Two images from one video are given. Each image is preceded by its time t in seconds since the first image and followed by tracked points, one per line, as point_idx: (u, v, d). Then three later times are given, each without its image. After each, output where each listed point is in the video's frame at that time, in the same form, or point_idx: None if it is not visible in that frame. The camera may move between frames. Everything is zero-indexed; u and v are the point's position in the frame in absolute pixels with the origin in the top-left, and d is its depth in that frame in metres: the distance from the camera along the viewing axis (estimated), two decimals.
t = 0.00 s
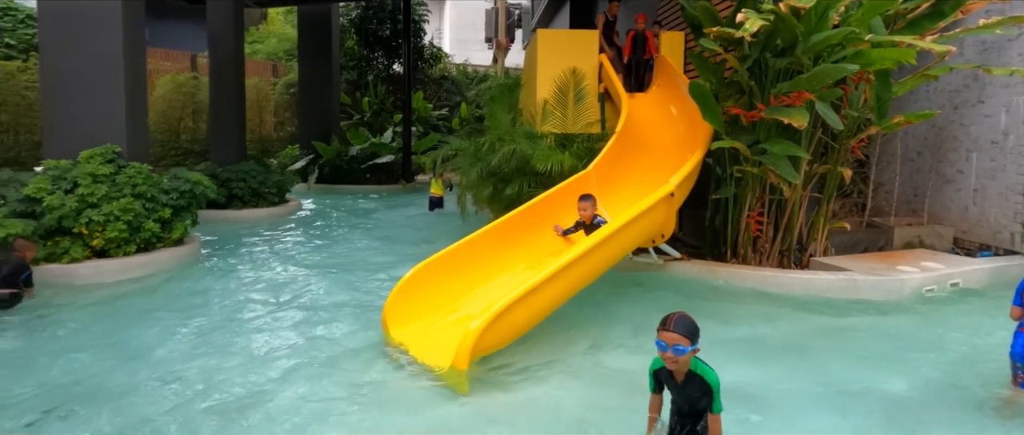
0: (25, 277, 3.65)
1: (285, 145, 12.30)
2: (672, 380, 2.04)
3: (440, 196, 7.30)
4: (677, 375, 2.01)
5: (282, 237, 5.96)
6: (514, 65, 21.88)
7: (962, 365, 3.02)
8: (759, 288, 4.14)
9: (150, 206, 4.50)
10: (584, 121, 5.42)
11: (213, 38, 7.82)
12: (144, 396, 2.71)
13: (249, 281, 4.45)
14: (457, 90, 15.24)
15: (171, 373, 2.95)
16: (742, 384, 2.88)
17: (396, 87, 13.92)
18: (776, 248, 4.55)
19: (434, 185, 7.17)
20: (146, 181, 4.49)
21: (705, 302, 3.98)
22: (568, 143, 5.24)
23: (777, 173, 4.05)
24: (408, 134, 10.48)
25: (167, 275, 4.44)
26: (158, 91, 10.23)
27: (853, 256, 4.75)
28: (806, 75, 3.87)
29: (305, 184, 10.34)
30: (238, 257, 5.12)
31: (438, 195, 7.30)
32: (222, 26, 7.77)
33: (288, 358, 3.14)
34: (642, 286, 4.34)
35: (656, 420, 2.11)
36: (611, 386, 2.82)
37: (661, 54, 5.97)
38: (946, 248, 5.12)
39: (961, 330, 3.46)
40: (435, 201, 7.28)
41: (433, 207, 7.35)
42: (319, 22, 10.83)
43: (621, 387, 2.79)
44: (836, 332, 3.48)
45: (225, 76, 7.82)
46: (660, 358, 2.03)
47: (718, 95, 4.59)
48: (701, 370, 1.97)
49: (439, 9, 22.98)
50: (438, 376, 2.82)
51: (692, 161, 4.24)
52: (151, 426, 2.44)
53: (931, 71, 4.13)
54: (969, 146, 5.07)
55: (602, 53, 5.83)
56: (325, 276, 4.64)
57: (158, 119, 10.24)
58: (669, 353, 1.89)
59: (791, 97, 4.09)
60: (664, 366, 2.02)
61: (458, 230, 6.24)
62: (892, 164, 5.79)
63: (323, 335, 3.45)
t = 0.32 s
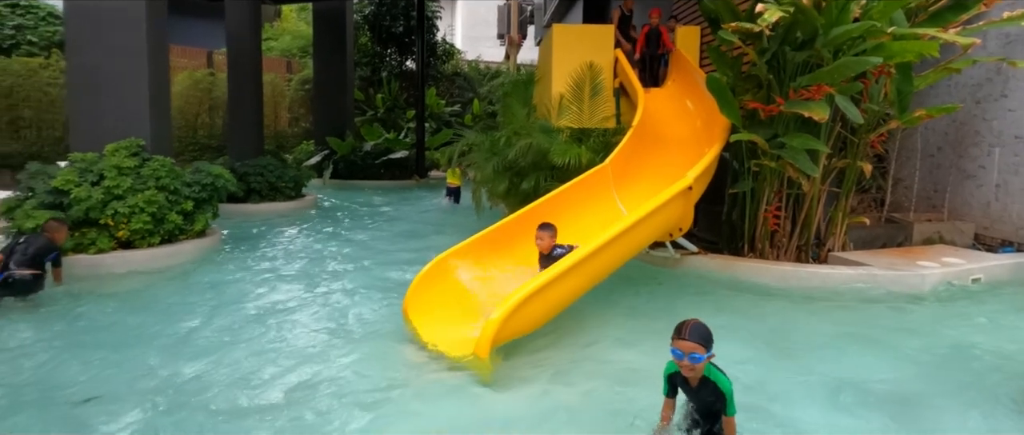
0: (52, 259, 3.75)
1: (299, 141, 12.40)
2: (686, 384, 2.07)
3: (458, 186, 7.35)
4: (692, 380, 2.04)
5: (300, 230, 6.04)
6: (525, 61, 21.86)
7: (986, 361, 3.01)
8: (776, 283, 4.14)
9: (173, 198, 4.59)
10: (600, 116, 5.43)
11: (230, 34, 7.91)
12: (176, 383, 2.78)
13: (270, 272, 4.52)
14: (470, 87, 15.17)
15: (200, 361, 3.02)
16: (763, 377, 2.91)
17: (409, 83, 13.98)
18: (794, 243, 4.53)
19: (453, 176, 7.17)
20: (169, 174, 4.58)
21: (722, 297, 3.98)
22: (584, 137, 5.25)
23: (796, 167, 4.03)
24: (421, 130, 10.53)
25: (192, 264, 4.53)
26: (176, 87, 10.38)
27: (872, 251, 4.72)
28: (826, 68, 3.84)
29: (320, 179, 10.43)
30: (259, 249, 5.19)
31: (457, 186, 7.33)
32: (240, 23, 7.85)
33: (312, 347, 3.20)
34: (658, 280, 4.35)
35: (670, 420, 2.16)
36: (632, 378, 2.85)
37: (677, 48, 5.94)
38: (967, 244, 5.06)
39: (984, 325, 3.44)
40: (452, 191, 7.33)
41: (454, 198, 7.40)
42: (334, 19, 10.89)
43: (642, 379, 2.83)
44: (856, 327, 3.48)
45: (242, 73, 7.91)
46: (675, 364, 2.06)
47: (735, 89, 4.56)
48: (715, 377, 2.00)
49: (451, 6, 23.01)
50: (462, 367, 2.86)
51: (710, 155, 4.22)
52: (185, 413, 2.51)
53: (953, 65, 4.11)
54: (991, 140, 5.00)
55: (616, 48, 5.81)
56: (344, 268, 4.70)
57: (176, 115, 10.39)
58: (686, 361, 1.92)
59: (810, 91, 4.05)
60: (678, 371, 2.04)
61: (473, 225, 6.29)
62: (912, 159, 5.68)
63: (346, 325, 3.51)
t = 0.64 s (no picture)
0: (73, 244, 3.78)
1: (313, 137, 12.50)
2: (696, 361, 2.11)
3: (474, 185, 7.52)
4: (703, 356, 2.08)
5: (316, 224, 6.10)
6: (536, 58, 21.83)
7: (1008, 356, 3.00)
8: (793, 277, 4.14)
9: (194, 191, 4.68)
10: (616, 111, 5.44)
11: (247, 31, 7.98)
12: (204, 371, 2.84)
13: (290, 265, 4.58)
14: (481, 84, 15.21)
15: (227, 350, 3.09)
16: (783, 371, 2.92)
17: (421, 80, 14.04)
18: (811, 238, 4.51)
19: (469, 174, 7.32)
20: (190, 168, 4.68)
21: (739, 291, 3.99)
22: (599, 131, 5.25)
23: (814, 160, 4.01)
24: (434, 126, 10.58)
25: (213, 256, 4.60)
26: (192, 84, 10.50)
27: (890, 247, 4.68)
28: (846, 61, 3.82)
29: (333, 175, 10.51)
30: (277, 242, 5.26)
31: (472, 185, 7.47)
32: (256, 20, 7.93)
33: (335, 337, 3.26)
34: (674, 274, 4.37)
35: (677, 394, 2.20)
36: (652, 370, 2.89)
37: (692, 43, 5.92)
38: (988, 240, 5.00)
39: (1005, 321, 3.42)
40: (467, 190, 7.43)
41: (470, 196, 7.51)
42: (347, 16, 10.95)
43: (662, 371, 2.86)
44: (875, 321, 3.47)
45: (258, 69, 7.99)
46: (688, 337, 2.11)
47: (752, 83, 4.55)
48: (729, 354, 2.04)
49: (462, 3, 23.02)
50: (480, 351, 2.99)
51: (726, 149, 4.21)
52: (215, 400, 2.57)
53: (976, 58, 4.06)
54: (1013, 136, 4.95)
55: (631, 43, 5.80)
56: (362, 261, 4.75)
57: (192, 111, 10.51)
58: (706, 334, 2.00)
59: (829, 85, 4.03)
60: (691, 345, 2.09)
61: (488, 219, 6.32)
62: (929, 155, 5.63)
63: (366, 316, 3.57)
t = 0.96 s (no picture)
0: (86, 230, 3.82)
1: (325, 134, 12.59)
2: (706, 348, 2.14)
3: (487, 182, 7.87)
4: (713, 345, 2.11)
5: (331, 219, 6.16)
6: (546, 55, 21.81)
7: None
8: (810, 273, 4.14)
9: (213, 186, 4.78)
10: (630, 107, 5.45)
11: (262, 28, 8.05)
12: (229, 361, 2.90)
13: (308, 259, 4.63)
14: (491, 81, 15.24)
15: (251, 341, 3.14)
16: (803, 366, 2.93)
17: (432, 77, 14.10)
18: (827, 234, 4.49)
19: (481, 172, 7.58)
20: (209, 163, 4.75)
21: (755, 286, 4.00)
22: (613, 128, 5.25)
23: (832, 155, 3.99)
24: (446, 123, 10.62)
25: (232, 249, 4.68)
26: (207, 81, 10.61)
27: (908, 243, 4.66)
28: (864, 56, 3.80)
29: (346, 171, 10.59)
30: (292, 236, 5.31)
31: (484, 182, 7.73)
32: (271, 17, 7.99)
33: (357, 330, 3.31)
34: (689, 270, 4.38)
35: (684, 378, 2.26)
36: (672, 365, 2.91)
37: (706, 39, 5.90)
38: (1006, 237, 4.97)
39: None
40: (481, 187, 7.66)
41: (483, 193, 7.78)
42: (359, 14, 11.00)
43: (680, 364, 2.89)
44: (893, 316, 3.48)
45: (274, 66, 8.05)
46: (699, 325, 2.14)
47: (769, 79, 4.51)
48: (739, 343, 2.07)
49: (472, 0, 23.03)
50: (497, 342, 3.11)
51: (742, 144, 4.19)
52: (241, 390, 2.63)
53: (996, 53, 4.03)
54: None
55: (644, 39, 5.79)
56: (378, 255, 4.81)
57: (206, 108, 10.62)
58: (720, 323, 2.02)
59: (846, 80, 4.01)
60: (702, 332, 2.12)
61: (501, 215, 6.35)
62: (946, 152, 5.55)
63: (386, 308, 3.63)
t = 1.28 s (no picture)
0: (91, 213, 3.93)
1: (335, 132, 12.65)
2: (713, 345, 2.18)
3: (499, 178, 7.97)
4: (721, 343, 2.15)
5: (344, 215, 6.21)
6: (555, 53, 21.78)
7: None
8: (825, 270, 4.14)
9: (230, 182, 4.85)
10: (643, 104, 5.44)
11: (275, 27, 8.11)
12: (251, 355, 2.95)
13: (324, 254, 4.68)
14: (501, 79, 15.26)
15: (271, 335, 3.19)
16: (817, 363, 2.94)
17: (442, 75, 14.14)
18: (842, 231, 4.48)
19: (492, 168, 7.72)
20: (226, 160, 4.82)
21: (770, 283, 4.00)
22: (627, 125, 5.25)
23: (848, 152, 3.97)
24: (456, 120, 10.65)
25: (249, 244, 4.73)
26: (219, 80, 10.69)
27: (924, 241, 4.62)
28: (881, 52, 3.77)
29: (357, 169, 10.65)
30: (308, 232, 5.36)
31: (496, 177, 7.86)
32: (285, 15, 8.05)
33: (375, 325, 3.35)
34: (703, 267, 4.38)
35: (689, 377, 2.30)
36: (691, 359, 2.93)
37: (719, 36, 5.88)
38: None
39: None
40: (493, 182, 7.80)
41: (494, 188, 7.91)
42: (370, 12, 11.04)
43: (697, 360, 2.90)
44: (910, 313, 3.47)
45: (287, 64, 8.11)
46: (708, 323, 2.19)
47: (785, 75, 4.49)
48: (747, 341, 2.11)
49: None
50: (514, 336, 3.13)
51: (757, 141, 4.18)
52: (264, 383, 2.67)
53: (1016, 48, 3.99)
54: None
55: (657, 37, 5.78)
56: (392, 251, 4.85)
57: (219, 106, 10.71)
58: (728, 318, 2.07)
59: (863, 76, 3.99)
60: (710, 329, 2.17)
61: (513, 212, 6.38)
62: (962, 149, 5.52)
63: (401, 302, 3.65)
